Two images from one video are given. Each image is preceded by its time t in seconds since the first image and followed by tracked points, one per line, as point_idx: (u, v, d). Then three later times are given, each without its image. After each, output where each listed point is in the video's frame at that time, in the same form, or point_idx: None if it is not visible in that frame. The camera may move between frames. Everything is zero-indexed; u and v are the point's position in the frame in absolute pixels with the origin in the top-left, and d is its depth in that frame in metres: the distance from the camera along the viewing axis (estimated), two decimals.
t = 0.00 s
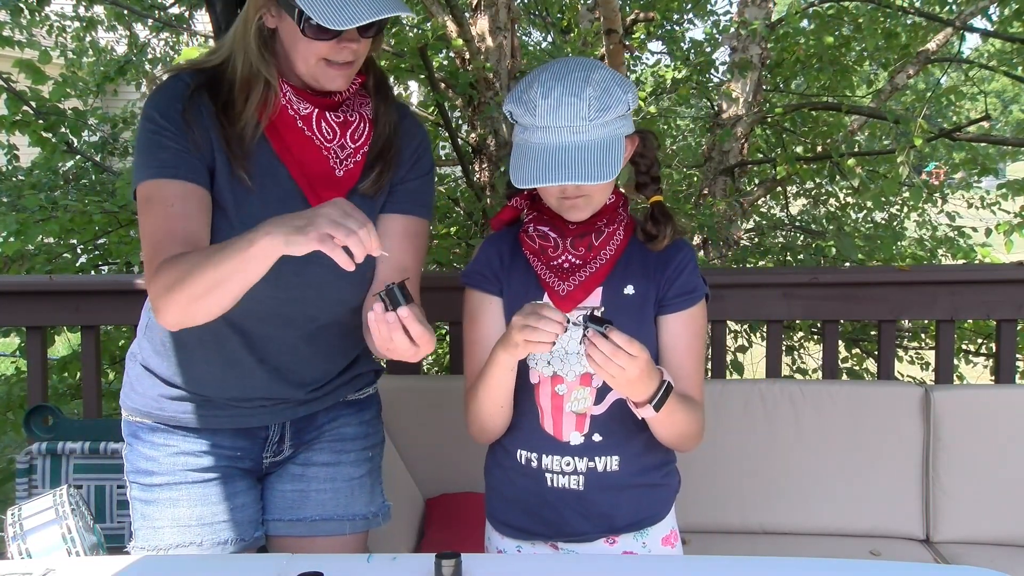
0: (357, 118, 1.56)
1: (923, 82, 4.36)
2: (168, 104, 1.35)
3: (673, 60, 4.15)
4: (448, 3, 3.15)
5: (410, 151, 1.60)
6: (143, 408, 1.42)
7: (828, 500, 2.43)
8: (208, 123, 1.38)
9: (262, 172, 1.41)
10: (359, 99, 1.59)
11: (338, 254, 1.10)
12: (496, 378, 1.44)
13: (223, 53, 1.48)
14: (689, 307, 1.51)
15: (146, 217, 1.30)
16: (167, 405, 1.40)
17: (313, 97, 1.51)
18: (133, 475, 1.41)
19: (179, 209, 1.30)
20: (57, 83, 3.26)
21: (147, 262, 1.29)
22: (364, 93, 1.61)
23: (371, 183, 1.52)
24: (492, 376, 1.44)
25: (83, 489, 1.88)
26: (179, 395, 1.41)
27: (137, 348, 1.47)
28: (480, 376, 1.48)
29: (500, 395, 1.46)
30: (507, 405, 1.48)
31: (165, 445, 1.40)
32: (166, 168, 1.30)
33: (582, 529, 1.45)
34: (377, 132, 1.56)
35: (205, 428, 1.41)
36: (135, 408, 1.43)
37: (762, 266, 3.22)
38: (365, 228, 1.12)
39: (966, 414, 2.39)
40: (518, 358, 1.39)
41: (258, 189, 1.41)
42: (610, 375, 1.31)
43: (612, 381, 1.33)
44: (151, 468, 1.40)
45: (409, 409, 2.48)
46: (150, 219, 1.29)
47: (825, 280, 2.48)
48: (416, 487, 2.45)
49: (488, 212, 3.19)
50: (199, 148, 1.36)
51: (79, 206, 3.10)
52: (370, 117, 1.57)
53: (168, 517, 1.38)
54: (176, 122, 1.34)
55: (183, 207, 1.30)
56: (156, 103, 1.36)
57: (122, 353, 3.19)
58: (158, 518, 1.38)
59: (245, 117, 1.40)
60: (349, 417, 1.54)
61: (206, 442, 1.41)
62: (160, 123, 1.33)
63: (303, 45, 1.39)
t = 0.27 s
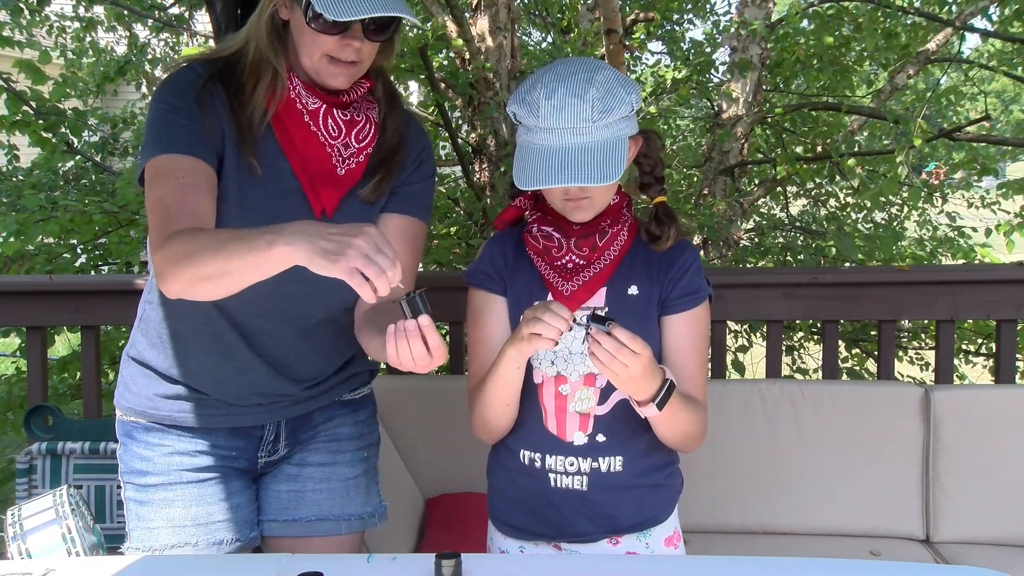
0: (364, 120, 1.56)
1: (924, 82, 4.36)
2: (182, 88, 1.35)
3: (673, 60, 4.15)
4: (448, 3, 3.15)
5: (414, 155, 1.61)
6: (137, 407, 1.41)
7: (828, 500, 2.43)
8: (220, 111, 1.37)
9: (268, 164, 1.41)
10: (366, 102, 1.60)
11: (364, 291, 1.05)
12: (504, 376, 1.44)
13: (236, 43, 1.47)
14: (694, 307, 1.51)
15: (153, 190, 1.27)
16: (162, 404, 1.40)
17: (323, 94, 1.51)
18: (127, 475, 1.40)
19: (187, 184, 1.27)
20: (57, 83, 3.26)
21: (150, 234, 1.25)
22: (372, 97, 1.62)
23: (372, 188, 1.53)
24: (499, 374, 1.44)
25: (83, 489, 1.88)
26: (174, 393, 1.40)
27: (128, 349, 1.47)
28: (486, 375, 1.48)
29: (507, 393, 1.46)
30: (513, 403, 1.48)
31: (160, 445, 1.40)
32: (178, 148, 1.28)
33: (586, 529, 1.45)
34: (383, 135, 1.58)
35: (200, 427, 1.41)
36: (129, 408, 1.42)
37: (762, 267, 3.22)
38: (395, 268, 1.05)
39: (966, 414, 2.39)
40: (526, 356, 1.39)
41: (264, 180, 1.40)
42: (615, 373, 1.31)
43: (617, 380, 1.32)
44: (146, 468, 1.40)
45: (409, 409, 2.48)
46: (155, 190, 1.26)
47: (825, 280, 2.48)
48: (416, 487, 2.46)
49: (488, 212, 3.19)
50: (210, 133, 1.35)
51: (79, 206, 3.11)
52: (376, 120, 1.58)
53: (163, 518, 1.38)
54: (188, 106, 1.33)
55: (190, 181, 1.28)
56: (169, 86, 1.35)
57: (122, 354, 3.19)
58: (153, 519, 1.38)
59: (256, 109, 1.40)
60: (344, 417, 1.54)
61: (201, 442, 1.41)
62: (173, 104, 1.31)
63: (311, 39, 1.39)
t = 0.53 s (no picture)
0: (370, 121, 1.56)
1: (924, 82, 4.36)
2: (191, 84, 1.35)
3: (673, 60, 4.15)
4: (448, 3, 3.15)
5: (417, 156, 1.62)
6: (136, 407, 1.41)
7: (829, 500, 2.43)
8: (228, 108, 1.38)
9: (275, 163, 1.41)
10: (372, 104, 1.60)
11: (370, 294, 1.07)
12: (505, 376, 1.44)
13: (246, 40, 1.48)
14: (697, 307, 1.51)
15: (158, 184, 1.26)
16: (161, 403, 1.40)
17: (330, 94, 1.51)
18: (126, 475, 1.40)
19: (194, 180, 1.27)
20: (57, 83, 3.26)
21: (155, 229, 1.24)
22: (377, 99, 1.62)
23: (376, 191, 1.53)
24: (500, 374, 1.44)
25: (83, 489, 1.88)
26: (174, 393, 1.40)
27: (128, 348, 1.46)
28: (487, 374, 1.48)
29: (508, 392, 1.46)
30: (515, 403, 1.48)
31: (159, 445, 1.40)
32: (186, 143, 1.28)
33: (588, 529, 1.45)
34: (389, 138, 1.58)
35: (200, 427, 1.41)
36: (128, 407, 1.42)
37: (762, 267, 3.22)
38: (404, 273, 1.08)
39: (966, 414, 2.39)
40: (527, 354, 1.40)
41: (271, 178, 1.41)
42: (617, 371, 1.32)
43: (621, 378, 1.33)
44: (145, 468, 1.40)
45: (409, 409, 2.48)
46: (158, 187, 1.26)
47: (825, 280, 2.48)
48: (416, 487, 2.46)
49: (488, 212, 3.19)
50: (218, 130, 1.35)
51: (79, 206, 3.11)
52: (382, 122, 1.58)
53: (162, 518, 1.38)
54: (197, 101, 1.33)
55: (196, 177, 1.27)
56: (178, 81, 1.35)
57: (122, 354, 3.19)
58: (152, 519, 1.38)
59: (264, 108, 1.40)
60: (344, 417, 1.54)
61: (199, 442, 1.41)
62: (182, 100, 1.31)
63: (322, 36, 1.40)
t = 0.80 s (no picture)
0: (371, 120, 1.56)
1: (924, 82, 4.36)
2: (192, 86, 1.34)
3: (673, 60, 4.15)
4: (448, 3, 3.15)
5: (419, 156, 1.62)
6: (139, 407, 1.41)
7: (829, 500, 2.43)
8: (229, 110, 1.37)
9: (277, 164, 1.41)
10: (373, 104, 1.60)
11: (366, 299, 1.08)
12: (505, 346, 1.43)
13: (247, 40, 1.48)
14: (698, 302, 1.51)
15: (159, 188, 1.26)
16: (163, 403, 1.40)
17: (332, 94, 1.52)
18: (129, 474, 1.40)
19: (194, 184, 1.27)
20: (57, 83, 3.26)
21: (154, 233, 1.24)
22: (379, 99, 1.62)
23: (377, 193, 1.52)
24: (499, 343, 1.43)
25: (83, 489, 1.88)
26: (175, 394, 1.40)
27: (130, 348, 1.46)
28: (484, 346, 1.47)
29: (506, 361, 1.45)
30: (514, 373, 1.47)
31: (161, 445, 1.40)
32: (186, 147, 1.28)
33: (589, 528, 1.45)
34: (391, 140, 1.58)
35: (202, 427, 1.41)
36: (130, 407, 1.42)
37: (762, 267, 3.22)
38: (398, 273, 1.08)
39: (966, 414, 2.39)
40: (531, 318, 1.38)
41: (272, 179, 1.41)
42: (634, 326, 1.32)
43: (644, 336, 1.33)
44: (147, 467, 1.40)
45: (410, 409, 2.48)
46: (159, 192, 1.26)
47: (825, 280, 2.48)
48: (416, 487, 2.46)
49: (488, 212, 3.19)
50: (219, 132, 1.35)
51: (79, 206, 3.11)
52: (383, 122, 1.59)
53: (164, 518, 1.38)
54: (197, 104, 1.33)
55: (199, 182, 1.28)
56: (178, 84, 1.34)
57: (122, 353, 3.19)
58: (154, 518, 1.38)
59: (265, 111, 1.40)
60: (346, 418, 1.54)
61: (200, 442, 1.41)
62: (183, 104, 1.31)
63: (323, 33, 1.40)
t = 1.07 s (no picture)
0: (372, 120, 1.56)
1: (924, 82, 4.36)
2: (189, 91, 1.35)
3: (673, 60, 4.15)
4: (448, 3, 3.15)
5: (420, 156, 1.62)
6: (139, 407, 1.41)
7: (829, 500, 2.43)
8: (226, 114, 1.37)
9: (277, 165, 1.41)
10: (373, 103, 1.59)
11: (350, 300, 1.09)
12: (509, 313, 1.39)
13: (247, 40, 1.48)
14: (702, 295, 1.53)
15: (153, 199, 1.27)
16: (164, 404, 1.40)
17: (332, 93, 1.52)
18: (130, 474, 1.41)
19: (187, 195, 1.28)
20: (57, 83, 3.26)
21: (150, 245, 1.27)
22: (380, 98, 1.62)
23: (379, 192, 1.53)
24: (503, 309, 1.39)
25: (83, 489, 1.88)
26: (176, 394, 1.40)
27: (132, 348, 1.47)
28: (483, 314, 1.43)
29: (508, 329, 1.41)
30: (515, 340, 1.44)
31: (163, 445, 1.40)
32: (181, 155, 1.29)
33: (597, 526, 1.44)
34: (390, 140, 1.58)
35: (203, 428, 1.41)
36: (131, 407, 1.43)
37: (762, 266, 3.22)
38: (375, 268, 1.08)
39: (967, 414, 2.39)
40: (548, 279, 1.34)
41: (272, 180, 1.41)
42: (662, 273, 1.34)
43: (671, 283, 1.35)
44: (148, 467, 1.40)
45: (410, 408, 2.48)
46: (156, 201, 1.27)
47: (825, 280, 2.48)
48: (416, 487, 2.45)
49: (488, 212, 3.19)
50: (215, 138, 1.35)
51: (79, 206, 3.11)
52: (384, 121, 1.58)
53: (164, 518, 1.38)
54: (193, 111, 1.33)
55: (193, 193, 1.29)
56: (175, 90, 1.35)
57: (122, 353, 3.19)
58: (155, 519, 1.38)
59: (265, 113, 1.40)
60: (347, 418, 1.54)
61: (201, 442, 1.41)
62: (179, 110, 1.32)
63: (326, 32, 1.39)
